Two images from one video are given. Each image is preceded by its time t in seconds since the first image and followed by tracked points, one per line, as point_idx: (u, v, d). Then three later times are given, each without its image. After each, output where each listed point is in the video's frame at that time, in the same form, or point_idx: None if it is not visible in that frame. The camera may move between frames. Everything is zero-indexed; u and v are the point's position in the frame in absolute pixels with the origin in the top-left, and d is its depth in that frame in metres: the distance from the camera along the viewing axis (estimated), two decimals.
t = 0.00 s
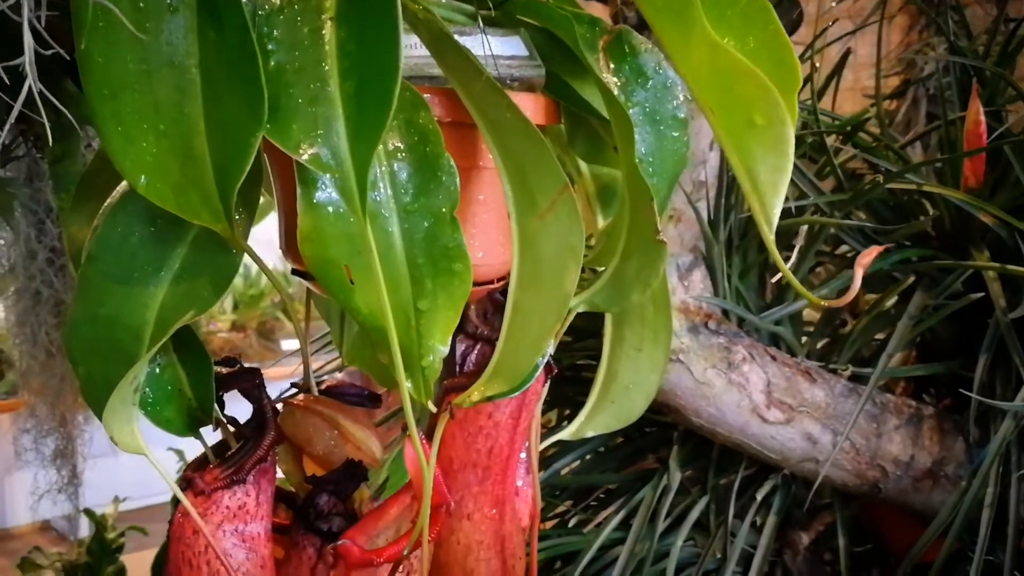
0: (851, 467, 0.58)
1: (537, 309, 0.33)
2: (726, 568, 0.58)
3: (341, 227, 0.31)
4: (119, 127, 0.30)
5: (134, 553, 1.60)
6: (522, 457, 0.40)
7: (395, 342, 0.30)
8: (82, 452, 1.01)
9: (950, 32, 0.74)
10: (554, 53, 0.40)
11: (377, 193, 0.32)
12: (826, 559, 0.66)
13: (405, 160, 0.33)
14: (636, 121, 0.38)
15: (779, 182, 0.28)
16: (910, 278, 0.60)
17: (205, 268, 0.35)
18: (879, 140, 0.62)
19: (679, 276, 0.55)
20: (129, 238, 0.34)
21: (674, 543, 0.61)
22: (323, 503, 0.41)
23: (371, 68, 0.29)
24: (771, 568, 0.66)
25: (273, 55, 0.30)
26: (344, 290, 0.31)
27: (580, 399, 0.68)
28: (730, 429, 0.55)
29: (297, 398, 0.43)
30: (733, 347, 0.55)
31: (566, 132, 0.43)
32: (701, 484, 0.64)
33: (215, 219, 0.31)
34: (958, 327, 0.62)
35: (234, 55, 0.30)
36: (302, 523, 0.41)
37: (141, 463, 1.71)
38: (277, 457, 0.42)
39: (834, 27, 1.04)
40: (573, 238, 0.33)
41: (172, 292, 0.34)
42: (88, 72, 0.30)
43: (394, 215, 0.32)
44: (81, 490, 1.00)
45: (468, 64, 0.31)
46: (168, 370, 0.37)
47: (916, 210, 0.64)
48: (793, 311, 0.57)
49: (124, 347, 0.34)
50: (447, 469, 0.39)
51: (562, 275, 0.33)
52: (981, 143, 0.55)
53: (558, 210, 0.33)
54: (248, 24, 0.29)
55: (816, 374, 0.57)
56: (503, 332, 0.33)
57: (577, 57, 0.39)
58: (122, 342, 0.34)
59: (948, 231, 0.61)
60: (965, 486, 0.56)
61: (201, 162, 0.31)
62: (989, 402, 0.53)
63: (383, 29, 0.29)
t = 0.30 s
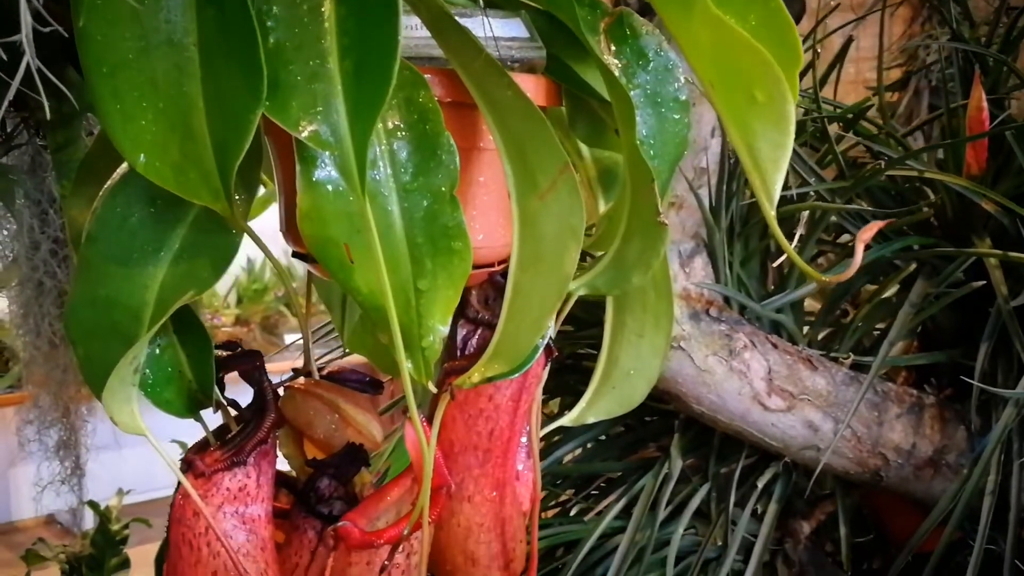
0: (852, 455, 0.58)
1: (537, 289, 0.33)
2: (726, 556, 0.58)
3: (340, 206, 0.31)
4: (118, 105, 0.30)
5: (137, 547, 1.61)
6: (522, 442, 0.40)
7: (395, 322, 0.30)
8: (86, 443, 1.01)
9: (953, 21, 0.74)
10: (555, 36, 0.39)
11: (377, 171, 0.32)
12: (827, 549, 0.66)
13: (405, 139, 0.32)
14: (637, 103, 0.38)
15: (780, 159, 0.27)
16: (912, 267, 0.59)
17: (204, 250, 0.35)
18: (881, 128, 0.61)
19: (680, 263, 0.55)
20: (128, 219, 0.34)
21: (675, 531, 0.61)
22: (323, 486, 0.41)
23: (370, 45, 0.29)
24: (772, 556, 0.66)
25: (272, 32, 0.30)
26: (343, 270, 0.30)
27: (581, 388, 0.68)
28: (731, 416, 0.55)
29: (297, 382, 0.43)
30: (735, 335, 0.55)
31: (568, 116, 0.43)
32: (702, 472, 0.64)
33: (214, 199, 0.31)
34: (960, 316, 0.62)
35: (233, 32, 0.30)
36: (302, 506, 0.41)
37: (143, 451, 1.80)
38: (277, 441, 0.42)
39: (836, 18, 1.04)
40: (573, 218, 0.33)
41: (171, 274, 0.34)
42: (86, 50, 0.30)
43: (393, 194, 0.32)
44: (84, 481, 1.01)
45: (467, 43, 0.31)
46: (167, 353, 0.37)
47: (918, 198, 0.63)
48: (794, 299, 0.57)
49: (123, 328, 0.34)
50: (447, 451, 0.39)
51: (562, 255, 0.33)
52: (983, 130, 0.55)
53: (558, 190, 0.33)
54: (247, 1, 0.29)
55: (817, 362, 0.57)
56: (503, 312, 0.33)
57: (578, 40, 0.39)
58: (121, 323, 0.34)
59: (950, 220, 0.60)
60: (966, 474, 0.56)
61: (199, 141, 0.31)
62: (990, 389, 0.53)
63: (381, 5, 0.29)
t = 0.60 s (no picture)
0: (854, 440, 0.57)
1: (537, 264, 0.33)
2: (727, 541, 0.58)
3: (338, 179, 0.31)
4: (115, 78, 0.30)
5: (140, 539, 1.61)
6: (523, 422, 0.40)
7: (394, 296, 0.30)
8: (87, 432, 1.01)
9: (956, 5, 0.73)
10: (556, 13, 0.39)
11: (376, 145, 0.32)
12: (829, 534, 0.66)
13: (404, 113, 0.32)
14: (638, 80, 0.38)
15: (783, 128, 0.27)
16: (914, 251, 0.59)
17: (201, 224, 0.35)
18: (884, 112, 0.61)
19: (682, 246, 0.55)
20: (126, 195, 0.34)
21: (676, 516, 0.61)
22: (323, 467, 0.40)
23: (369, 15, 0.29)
24: (774, 543, 0.66)
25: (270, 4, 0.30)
26: (342, 244, 0.30)
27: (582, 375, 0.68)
28: (733, 400, 0.55)
29: (298, 362, 0.43)
30: (736, 319, 0.55)
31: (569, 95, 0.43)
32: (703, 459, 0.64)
33: (212, 172, 0.31)
34: (962, 301, 0.61)
35: (231, 3, 0.29)
36: (302, 486, 0.41)
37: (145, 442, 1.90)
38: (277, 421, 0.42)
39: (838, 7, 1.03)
40: (574, 193, 0.33)
41: (169, 249, 0.34)
42: (84, 22, 0.30)
43: (393, 167, 0.32)
44: (86, 471, 1.01)
45: (467, 15, 0.31)
46: (166, 330, 0.36)
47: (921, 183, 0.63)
48: (797, 283, 0.56)
49: (121, 304, 0.34)
50: (447, 430, 0.39)
51: (562, 230, 0.33)
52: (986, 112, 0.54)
53: (559, 164, 0.33)
54: None
55: (819, 346, 0.57)
56: (503, 287, 0.33)
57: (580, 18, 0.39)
58: (119, 299, 0.34)
59: (953, 204, 0.60)
60: (969, 459, 0.56)
61: (197, 113, 0.31)
62: (994, 372, 0.52)
63: None
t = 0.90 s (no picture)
0: (857, 425, 0.57)
1: (538, 238, 0.32)
2: (729, 527, 0.58)
3: (337, 151, 0.30)
4: (111, 48, 0.30)
5: (142, 531, 1.62)
6: (524, 402, 0.40)
7: (394, 271, 0.29)
8: (88, 421, 1.01)
9: None
10: None
11: (374, 117, 0.31)
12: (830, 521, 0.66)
13: (403, 84, 0.32)
14: (640, 55, 0.37)
15: (786, 95, 0.27)
16: (916, 236, 0.59)
17: (200, 198, 0.34)
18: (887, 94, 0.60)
19: (684, 229, 0.54)
20: (122, 169, 0.34)
21: (677, 502, 0.60)
22: (323, 447, 0.40)
23: None
24: (775, 529, 0.66)
25: None
26: (341, 218, 0.30)
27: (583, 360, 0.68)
28: (735, 384, 0.55)
29: (297, 342, 0.43)
30: (739, 302, 0.54)
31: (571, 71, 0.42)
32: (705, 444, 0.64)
33: (210, 145, 0.30)
34: (965, 285, 0.61)
35: None
36: (301, 465, 0.40)
37: (147, 435, 1.97)
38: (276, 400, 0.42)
39: None
40: (575, 165, 0.32)
41: (168, 224, 0.34)
42: None
43: (391, 139, 0.31)
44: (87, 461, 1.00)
45: None
46: (164, 305, 0.36)
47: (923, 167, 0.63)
48: (798, 267, 0.56)
49: (119, 279, 0.34)
50: (447, 409, 0.38)
51: (563, 202, 0.32)
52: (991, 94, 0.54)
53: (559, 137, 0.32)
54: None
55: (823, 330, 0.57)
56: (503, 262, 0.33)
57: None
58: (118, 274, 0.34)
59: (956, 189, 0.60)
60: (971, 443, 0.56)
61: (196, 86, 0.30)
62: (998, 356, 0.52)
63: None
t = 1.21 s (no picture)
0: (857, 407, 0.57)
1: (536, 208, 0.32)
2: (729, 510, 0.57)
3: (332, 119, 0.30)
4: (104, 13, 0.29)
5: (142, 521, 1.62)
6: (523, 379, 0.39)
7: (390, 240, 0.29)
8: (88, 408, 1.00)
9: None
10: None
11: (369, 85, 0.31)
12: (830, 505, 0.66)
13: (399, 53, 0.31)
14: (641, 26, 0.36)
15: (786, 59, 0.27)
16: (918, 217, 0.58)
17: (195, 170, 0.34)
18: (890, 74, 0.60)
19: (685, 209, 0.54)
20: (117, 140, 0.33)
21: (676, 485, 0.60)
22: (320, 424, 0.40)
23: None
24: (775, 514, 0.66)
25: None
26: (337, 187, 0.29)
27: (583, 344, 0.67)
28: (735, 365, 0.55)
29: (295, 319, 0.43)
30: (739, 283, 0.54)
31: (570, 45, 0.42)
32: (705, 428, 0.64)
33: (205, 114, 0.30)
34: (967, 268, 0.61)
35: None
36: (297, 442, 0.40)
37: (147, 424, 1.99)
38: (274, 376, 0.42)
39: None
40: (574, 135, 0.32)
41: (162, 195, 0.34)
42: None
43: (388, 108, 0.31)
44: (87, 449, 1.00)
45: None
46: (160, 278, 0.36)
47: (926, 149, 0.62)
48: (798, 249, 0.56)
49: (114, 251, 0.33)
50: (445, 384, 0.38)
51: (562, 172, 0.32)
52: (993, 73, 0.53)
53: (558, 106, 0.32)
54: None
55: (824, 312, 0.56)
56: (501, 233, 0.32)
57: None
58: (113, 245, 0.33)
59: (958, 171, 0.60)
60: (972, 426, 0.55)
61: (190, 53, 0.30)
62: (999, 337, 0.51)
63: None
